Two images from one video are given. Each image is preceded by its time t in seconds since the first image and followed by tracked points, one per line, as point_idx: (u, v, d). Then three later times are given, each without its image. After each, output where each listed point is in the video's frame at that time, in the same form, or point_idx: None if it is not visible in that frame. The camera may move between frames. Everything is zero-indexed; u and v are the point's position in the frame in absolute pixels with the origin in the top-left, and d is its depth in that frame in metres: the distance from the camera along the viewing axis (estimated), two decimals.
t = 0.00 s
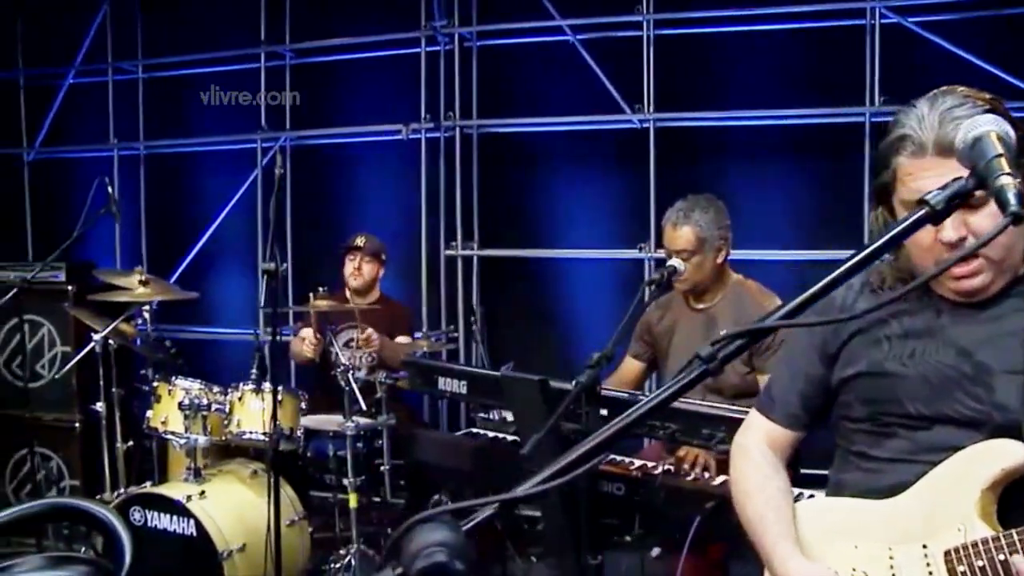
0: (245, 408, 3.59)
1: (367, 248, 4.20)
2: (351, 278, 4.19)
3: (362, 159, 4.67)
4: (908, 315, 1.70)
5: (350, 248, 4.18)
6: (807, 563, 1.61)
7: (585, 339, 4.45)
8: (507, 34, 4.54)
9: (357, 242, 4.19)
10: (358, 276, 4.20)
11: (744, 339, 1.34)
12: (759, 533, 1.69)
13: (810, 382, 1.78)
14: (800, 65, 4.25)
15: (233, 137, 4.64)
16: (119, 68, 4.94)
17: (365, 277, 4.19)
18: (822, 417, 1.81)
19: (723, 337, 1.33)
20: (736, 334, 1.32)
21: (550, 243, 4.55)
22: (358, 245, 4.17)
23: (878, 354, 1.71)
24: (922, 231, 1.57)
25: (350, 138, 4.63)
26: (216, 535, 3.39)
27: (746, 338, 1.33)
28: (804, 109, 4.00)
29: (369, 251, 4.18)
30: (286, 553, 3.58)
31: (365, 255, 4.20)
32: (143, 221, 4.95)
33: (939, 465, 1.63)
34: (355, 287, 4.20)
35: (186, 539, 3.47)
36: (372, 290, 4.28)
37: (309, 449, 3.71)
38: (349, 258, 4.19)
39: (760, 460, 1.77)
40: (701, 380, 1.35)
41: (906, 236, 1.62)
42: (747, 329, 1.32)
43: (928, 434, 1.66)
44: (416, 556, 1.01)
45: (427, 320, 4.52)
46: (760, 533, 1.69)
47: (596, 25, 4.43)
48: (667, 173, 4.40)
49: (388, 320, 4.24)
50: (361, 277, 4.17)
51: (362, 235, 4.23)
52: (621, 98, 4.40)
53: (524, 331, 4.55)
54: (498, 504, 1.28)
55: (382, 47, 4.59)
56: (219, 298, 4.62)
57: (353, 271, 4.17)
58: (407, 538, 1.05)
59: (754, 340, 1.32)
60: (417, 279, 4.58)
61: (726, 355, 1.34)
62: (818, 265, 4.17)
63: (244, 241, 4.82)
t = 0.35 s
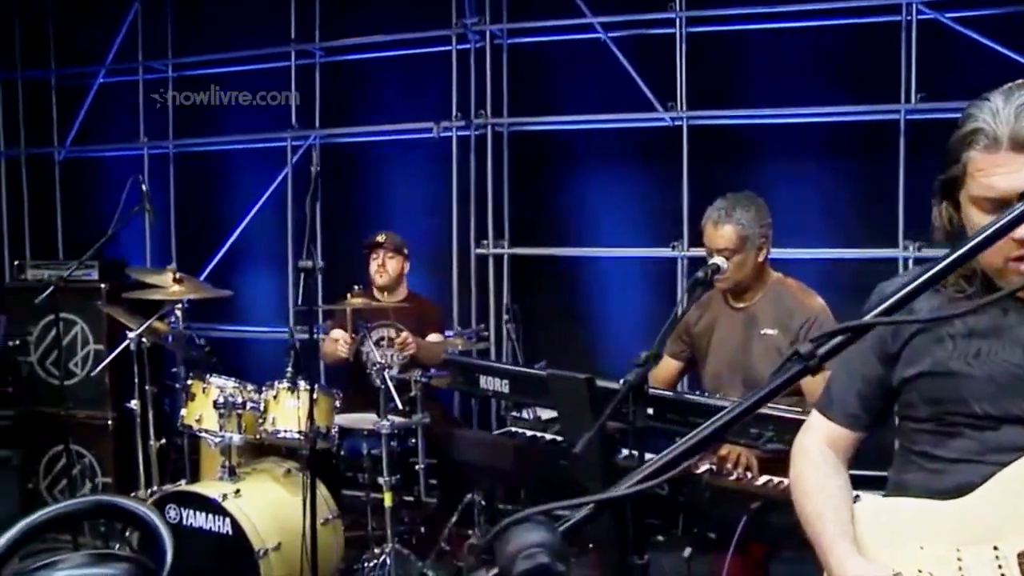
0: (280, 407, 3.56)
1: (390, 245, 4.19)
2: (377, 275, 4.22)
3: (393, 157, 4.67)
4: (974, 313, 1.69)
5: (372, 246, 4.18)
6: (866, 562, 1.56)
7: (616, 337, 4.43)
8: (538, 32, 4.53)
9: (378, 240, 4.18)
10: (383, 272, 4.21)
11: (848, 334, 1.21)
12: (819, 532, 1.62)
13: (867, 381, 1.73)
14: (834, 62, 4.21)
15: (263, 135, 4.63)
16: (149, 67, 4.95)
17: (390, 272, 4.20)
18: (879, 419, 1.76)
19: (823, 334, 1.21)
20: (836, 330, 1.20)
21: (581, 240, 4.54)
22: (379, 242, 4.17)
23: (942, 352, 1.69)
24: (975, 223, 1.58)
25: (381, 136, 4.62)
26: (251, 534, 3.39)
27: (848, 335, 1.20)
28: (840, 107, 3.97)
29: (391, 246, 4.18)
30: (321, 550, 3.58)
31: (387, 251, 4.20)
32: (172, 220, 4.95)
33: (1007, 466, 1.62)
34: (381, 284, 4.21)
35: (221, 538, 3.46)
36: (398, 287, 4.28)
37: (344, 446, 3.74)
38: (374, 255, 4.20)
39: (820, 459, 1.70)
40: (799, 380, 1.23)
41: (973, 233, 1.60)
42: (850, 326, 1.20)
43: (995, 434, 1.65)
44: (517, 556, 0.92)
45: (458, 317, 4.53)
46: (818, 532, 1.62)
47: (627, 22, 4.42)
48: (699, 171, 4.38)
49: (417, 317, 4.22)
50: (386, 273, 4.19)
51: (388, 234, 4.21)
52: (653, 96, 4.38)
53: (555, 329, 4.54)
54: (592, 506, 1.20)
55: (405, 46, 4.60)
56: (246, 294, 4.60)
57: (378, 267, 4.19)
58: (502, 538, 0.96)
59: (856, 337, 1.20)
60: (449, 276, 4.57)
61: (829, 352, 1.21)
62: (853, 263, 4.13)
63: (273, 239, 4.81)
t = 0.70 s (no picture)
0: (308, 405, 3.54)
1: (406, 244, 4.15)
2: (397, 275, 4.18)
3: (417, 155, 4.66)
4: None
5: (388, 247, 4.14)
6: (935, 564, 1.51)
7: (641, 335, 4.42)
8: (564, 30, 4.51)
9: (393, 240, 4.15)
10: (404, 270, 4.19)
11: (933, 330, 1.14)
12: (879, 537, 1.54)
13: (920, 380, 1.68)
14: (862, 59, 4.18)
15: (287, 133, 4.62)
16: (172, 65, 4.95)
17: (410, 270, 4.17)
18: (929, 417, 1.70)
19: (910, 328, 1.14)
20: (926, 325, 1.13)
21: (606, 238, 4.52)
22: (395, 243, 4.13)
23: (999, 351, 1.68)
24: None
25: (405, 134, 4.61)
26: (280, 531, 3.37)
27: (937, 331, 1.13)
28: (869, 105, 3.94)
29: (408, 245, 4.14)
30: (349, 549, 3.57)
31: (403, 249, 4.17)
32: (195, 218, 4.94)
33: None
34: (402, 283, 4.18)
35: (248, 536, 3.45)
36: (418, 286, 4.24)
37: (371, 445, 3.71)
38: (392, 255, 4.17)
39: (870, 459, 1.62)
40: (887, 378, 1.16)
41: None
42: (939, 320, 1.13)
43: None
44: (605, 557, 0.91)
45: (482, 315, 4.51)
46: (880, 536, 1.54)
47: (653, 20, 4.40)
48: (726, 169, 4.35)
49: (441, 316, 4.19)
50: (407, 272, 4.16)
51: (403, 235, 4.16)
52: (679, 93, 4.36)
53: (579, 327, 4.53)
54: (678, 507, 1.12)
55: (430, 44, 4.59)
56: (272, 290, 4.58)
57: (397, 267, 4.16)
58: (587, 537, 0.95)
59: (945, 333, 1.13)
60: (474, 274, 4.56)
61: (917, 349, 1.15)
62: (881, 262, 4.10)
63: (297, 237, 4.81)
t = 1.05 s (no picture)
0: (338, 403, 3.54)
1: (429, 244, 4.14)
2: (422, 276, 4.17)
3: (442, 153, 4.65)
4: None
5: (411, 248, 4.14)
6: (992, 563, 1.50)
7: (668, 334, 4.41)
8: (590, 27, 4.48)
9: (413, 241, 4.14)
10: (429, 271, 4.17)
11: None
12: (936, 535, 1.53)
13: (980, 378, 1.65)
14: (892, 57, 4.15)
15: (312, 132, 4.61)
16: (196, 64, 4.94)
17: (435, 270, 4.16)
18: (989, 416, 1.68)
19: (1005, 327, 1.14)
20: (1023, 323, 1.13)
21: (633, 236, 4.50)
22: (417, 243, 4.13)
23: None
24: None
25: (430, 132, 4.60)
26: (312, 530, 3.36)
27: None
28: (901, 103, 3.91)
29: (431, 245, 4.13)
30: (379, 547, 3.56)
31: (427, 250, 4.16)
32: (218, 216, 4.94)
33: None
34: (427, 283, 4.16)
35: (279, 534, 3.43)
36: (444, 285, 4.22)
37: (399, 444, 3.67)
38: (415, 257, 4.16)
39: (924, 455, 1.58)
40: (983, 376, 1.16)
41: None
42: None
43: None
44: (705, 557, 0.90)
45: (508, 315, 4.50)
46: (936, 536, 1.53)
47: (680, 17, 4.37)
48: (754, 167, 4.33)
49: (468, 315, 4.18)
50: (432, 272, 4.15)
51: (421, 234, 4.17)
52: (707, 91, 4.33)
53: (605, 326, 4.52)
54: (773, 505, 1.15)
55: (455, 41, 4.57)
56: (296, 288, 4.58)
57: (422, 268, 4.15)
58: (682, 538, 0.95)
59: None
60: (500, 273, 4.55)
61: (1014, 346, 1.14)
62: (912, 261, 4.08)
63: (322, 236, 4.81)
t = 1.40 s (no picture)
0: (369, 404, 3.54)
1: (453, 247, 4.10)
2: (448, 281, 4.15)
3: (468, 152, 4.64)
4: None
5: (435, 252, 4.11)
6: None
7: (695, 334, 4.38)
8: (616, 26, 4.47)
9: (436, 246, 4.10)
10: (454, 275, 4.16)
11: None
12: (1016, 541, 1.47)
13: None
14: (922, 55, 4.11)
15: (337, 131, 4.60)
16: (221, 63, 4.94)
17: (460, 274, 4.14)
18: None
19: None
20: None
21: (660, 235, 4.47)
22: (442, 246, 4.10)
23: None
24: None
25: (456, 131, 4.60)
26: (343, 530, 3.35)
27: None
28: (932, 101, 3.88)
29: (455, 248, 4.10)
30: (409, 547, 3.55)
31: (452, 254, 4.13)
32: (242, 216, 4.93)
33: None
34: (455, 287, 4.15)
35: (309, 534, 3.42)
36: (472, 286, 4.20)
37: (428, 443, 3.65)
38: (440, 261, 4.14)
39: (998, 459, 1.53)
40: None
41: None
42: None
43: None
44: (803, 559, 0.88)
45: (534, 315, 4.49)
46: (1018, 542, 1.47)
47: (708, 15, 4.34)
48: (783, 167, 4.30)
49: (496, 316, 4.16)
50: (458, 276, 4.13)
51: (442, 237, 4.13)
52: (735, 90, 4.31)
53: (631, 326, 4.50)
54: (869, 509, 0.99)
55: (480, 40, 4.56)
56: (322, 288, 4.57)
57: (447, 272, 4.13)
58: (776, 543, 0.92)
59: None
60: (527, 273, 4.53)
61: None
62: (943, 261, 4.05)
63: (346, 235, 4.80)
